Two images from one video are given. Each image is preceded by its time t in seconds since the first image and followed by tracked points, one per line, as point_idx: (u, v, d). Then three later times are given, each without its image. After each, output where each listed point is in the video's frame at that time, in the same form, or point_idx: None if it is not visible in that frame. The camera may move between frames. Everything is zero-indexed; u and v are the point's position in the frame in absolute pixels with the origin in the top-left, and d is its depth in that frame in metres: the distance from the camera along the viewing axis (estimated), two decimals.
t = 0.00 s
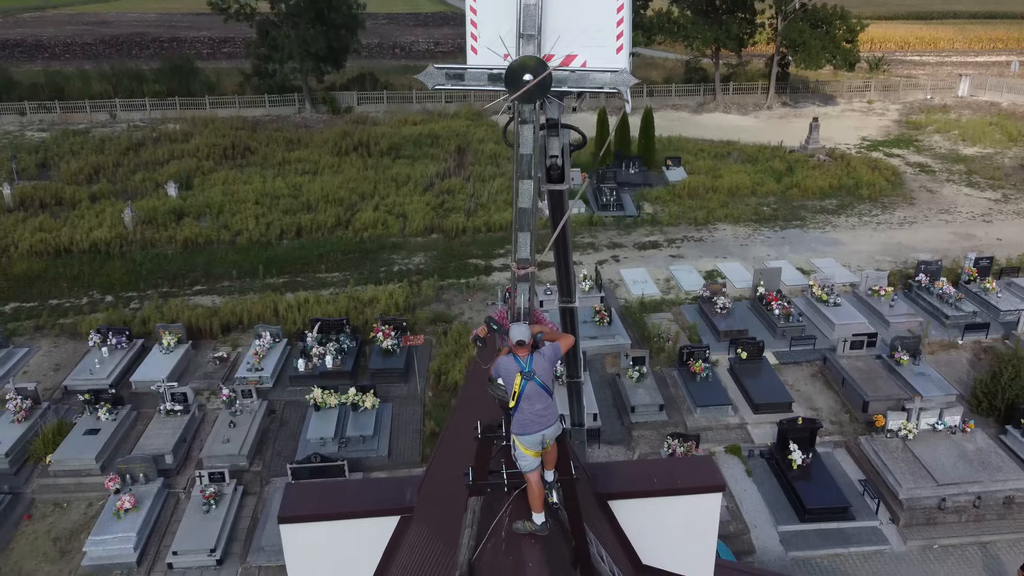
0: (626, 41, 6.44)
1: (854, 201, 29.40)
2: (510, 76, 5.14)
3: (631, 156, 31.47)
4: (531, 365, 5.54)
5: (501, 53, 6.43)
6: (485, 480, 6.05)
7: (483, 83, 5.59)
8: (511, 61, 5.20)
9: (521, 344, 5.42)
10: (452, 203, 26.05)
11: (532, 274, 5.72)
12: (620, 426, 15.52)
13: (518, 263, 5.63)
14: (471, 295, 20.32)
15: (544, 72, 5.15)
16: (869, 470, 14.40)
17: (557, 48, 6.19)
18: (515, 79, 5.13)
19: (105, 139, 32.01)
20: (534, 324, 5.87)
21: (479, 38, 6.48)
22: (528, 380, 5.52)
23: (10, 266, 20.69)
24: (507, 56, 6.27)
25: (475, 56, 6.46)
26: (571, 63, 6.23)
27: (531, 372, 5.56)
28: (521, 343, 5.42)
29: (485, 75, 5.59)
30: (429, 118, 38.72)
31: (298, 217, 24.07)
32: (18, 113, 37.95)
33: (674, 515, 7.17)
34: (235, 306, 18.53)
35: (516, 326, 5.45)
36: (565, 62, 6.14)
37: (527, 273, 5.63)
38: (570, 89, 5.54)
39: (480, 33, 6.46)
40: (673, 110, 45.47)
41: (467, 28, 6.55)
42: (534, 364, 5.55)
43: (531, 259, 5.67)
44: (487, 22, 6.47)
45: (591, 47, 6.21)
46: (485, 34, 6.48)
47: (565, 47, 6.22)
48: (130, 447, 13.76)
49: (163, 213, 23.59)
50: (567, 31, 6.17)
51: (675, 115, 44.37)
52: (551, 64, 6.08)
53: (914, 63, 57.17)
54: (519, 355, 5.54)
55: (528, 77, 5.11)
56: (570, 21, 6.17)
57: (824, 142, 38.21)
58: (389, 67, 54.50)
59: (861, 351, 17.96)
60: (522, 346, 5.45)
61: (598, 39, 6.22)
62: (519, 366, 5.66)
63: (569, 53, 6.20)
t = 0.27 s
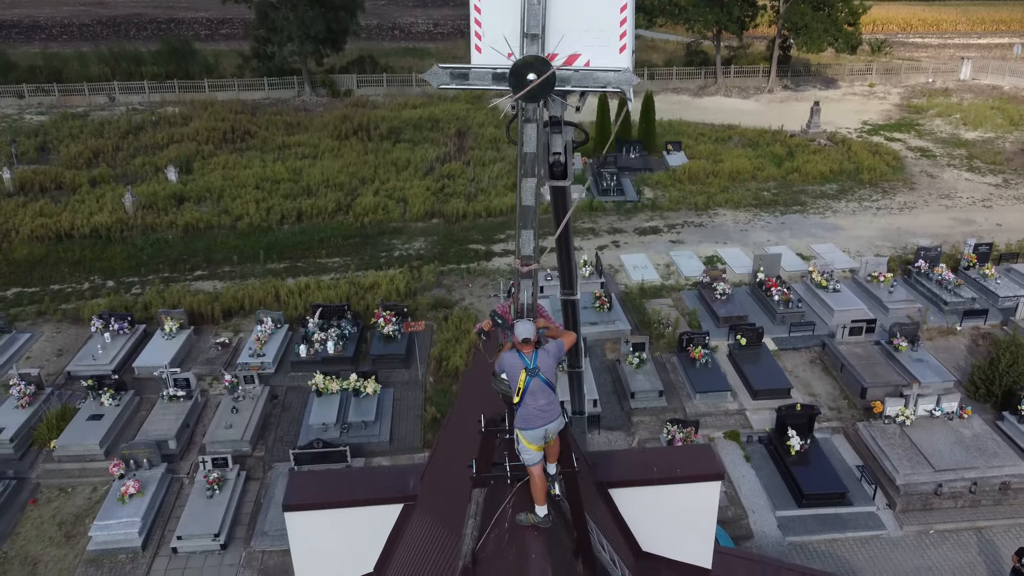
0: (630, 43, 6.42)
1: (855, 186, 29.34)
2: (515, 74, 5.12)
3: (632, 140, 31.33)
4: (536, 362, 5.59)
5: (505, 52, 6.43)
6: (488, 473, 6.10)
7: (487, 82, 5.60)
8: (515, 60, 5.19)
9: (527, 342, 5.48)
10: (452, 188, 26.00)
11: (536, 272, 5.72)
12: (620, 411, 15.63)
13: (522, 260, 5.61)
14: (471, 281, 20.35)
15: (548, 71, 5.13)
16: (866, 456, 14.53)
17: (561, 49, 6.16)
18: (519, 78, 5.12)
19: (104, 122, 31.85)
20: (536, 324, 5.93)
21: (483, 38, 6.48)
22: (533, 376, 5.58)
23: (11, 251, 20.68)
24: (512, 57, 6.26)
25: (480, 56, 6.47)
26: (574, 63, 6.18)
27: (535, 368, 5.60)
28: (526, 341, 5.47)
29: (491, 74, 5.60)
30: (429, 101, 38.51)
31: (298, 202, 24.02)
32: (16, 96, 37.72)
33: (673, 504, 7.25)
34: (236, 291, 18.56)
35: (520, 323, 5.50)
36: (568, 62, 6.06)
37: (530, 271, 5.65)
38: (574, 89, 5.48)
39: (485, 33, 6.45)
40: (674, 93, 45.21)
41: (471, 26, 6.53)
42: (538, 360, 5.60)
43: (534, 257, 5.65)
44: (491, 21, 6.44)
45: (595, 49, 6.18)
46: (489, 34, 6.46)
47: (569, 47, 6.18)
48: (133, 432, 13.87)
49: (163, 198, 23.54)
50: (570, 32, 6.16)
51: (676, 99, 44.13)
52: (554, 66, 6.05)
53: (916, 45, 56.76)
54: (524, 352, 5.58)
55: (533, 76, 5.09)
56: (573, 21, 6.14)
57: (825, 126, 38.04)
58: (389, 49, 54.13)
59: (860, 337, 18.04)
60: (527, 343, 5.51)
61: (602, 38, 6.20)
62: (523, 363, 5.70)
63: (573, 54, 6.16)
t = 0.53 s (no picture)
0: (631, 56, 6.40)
1: (856, 177, 29.31)
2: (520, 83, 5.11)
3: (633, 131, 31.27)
4: (541, 373, 5.77)
5: (509, 66, 6.34)
6: (492, 476, 6.25)
7: (491, 97, 5.65)
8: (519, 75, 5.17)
9: (531, 353, 5.65)
10: (453, 179, 26.00)
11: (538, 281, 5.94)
12: (620, 405, 15.74)
13: (526, 272, 5.86)
14: (472, 273, 20.40)
15: (550, 85, 5.10)
16: (864, 449, 14.67)
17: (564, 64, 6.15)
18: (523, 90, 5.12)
19: (104, 112, 31.79)
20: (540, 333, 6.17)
21: (487, 52, 6.34)
22: (538, 387, 5.74)
23: (13, 243, 20.73)
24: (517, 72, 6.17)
25: (484, 70, 6.39)
26: (576, 76, 6.22)
27: (540, 379, 5.78)
28: (530, 353, 5.64)
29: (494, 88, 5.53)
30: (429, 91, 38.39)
31: (299, 194, 24.03)
32: (16, 85, 37.60)
33: (674, 500, 7.34)
34: (238, 284, 18.64)
35: (524, 335, 5.68)
36: (570, 76, 6.12)
37: (534, 282, 5.88)
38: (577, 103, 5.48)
39: (488, 46, 6.33)
40: (675, 82, 45.05)
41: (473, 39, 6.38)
42: (543, 371, 5.78)
43: (537, 267, 5.89)
44: (494, 34, 6.32)
45: (598, 63, 6.19)
46: (492, 47, 6.35)
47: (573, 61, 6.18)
48: (137, 426, 13.98)
49: (164, 189, 23.56)
50: (574, 46, 6.11)
51: (677, 88, 43.97)
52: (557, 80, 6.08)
53: (918, 33, 56.44)
54: (529, 363, 5.76)
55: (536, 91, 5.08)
56: (577, 36, 6.08)
57: (826, 116, 37.93)
58: (388, 38, 53.87)
59: (859, 330, 18.12)
60: (531, 355, 5.69)
61: (604, 53, 6.18)
62: (528, 373, 5.90)
63: (576, 68, 6.18)
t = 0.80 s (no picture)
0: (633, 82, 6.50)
1: (855, 178, 29.36)
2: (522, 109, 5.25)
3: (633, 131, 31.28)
4: (545, 396, 5.85)
5: (512, 93, 6.42)
6: (494, 491, 6.43)
7: (495, 124, 5.65)
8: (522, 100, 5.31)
9: (535, 377, 5.72)
10: (453, 180, 26.06)
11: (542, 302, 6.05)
12: (620, 407, 15.84)
13: (529, 293, 5.97)
14: (472, 275, 20.47)
15: (553, 112, 5.27)
16: (862, 452, 14.79)
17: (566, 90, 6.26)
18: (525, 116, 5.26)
19: (105, 112, 31.80)
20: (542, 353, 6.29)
21: (490, 79, 6.44)
22: (542, 409, 5.80)
23: (15, 244, 20.79)
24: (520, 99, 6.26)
25: (487, 96, 6.47)
26: (577, 103, 6.42)
27: (544, 402, 5.85)
28: (534, 377, 5.72)
29: (497, 115, 5.65)
30: (429, 90, 38.40)
31: (300, 195, 24.08)
32: (16, 84, 37.58)
33: (671, 508, 7.43)
34: (239, 286, 18.72)
35: (528, 359, 5.75)
36: (571, 103, 6.34)
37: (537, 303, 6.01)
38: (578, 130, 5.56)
39: (491, 73, 6.42)
40: (674, 82, 45.05)
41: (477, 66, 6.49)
42: (547, 394, 5.86)
43: (539, 288, 5.97)
44: (496, 61, 6.41)
45: (599, 90, 6.34)
46: (494, 73, 6.44)
47: (574, 89, 6.36)
48: (140, 428, 14.08)
49: (165, 190, 23.62)
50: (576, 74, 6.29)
51: (677, 87, 43.97)
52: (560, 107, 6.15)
53: (918, 31, 56.40)
54: (532, 387, 5.85)
55: (538, 117, 5.22)
56: (579, 64, 6.29)
57: (825, 115, 37.96)
58: (388, 36, 53.82)
59: (857, 332, 18.22)
60: (534, 378, 5.76)
61: (606, 80, 6.33)
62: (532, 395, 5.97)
63: (578, 95, 6.35)
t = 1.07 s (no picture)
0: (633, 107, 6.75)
1: (854, 181, 29.44)
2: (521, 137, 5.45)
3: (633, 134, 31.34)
4: (545, 416, 5.87)
5: (514, 116, 6.69)
6: (496, 505, 6.47)
7: (497, 147, 5.96)
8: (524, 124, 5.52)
9: (536, 397, 5.76)
10: (453, 183, 26.14)
11: (542, 320, 6.36)
12: (620, 412, 15.92)
13: (530, 311, 6.28)
14: (473, 279, 20.54)
15: (555, 136, 5.45)
16: (861, 457, 14.85)
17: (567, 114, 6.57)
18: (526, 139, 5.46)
19: (106, 114, 31.86)
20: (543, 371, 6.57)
21: (492, 103, 6.70)
22: (542, 429, 5.83)
23: (17, 248, 20.85)
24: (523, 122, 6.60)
25: (490, 119, 6.74)
26: (578, 127, 6.69)
27: (545, 421, 5.87)
28: (535, 396, 5.77)
29: (499, 137, 5.98)
30: (429, 93, 38.46)
31: (301, 198, 24.16)
32: (17, 86, 37.64)
33: (671, 517, 7.49)
34: (241, 290, 18.79)
35: (529, 379, 5.79)
36: (572, 128, 6.61)
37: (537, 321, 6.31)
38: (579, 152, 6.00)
39: (494, 98, 6.66)
40: (674, 84, 45.11)
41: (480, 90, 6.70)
42: (548, 413, 5.88)
43: (540, 307, 6.30)
44: (499, 86, 6.65)
45: (599, 114, 6.59)
46: (497, 98, 6.69)
47: (575, 113, 6.62)
48: (142, 434, 14.15)
49: (167, 194, 23.69)
50: (577, 99, 6.56)
51: (676, 90, 44.05)
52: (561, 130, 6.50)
53: (917, 32, 56.48)
54: (533, 406, 5.87)
55: (540, 141, 5.42)
56: (579, 90, 6.55)
57: (825, 118, 38.04)
58: (388, 38, 53.90)
59: (856, 337, 18.29)
60: (535, 399, 5.79)
61: (607, 106, 6.57)
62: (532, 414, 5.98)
63: (578, 119, 6.62)
